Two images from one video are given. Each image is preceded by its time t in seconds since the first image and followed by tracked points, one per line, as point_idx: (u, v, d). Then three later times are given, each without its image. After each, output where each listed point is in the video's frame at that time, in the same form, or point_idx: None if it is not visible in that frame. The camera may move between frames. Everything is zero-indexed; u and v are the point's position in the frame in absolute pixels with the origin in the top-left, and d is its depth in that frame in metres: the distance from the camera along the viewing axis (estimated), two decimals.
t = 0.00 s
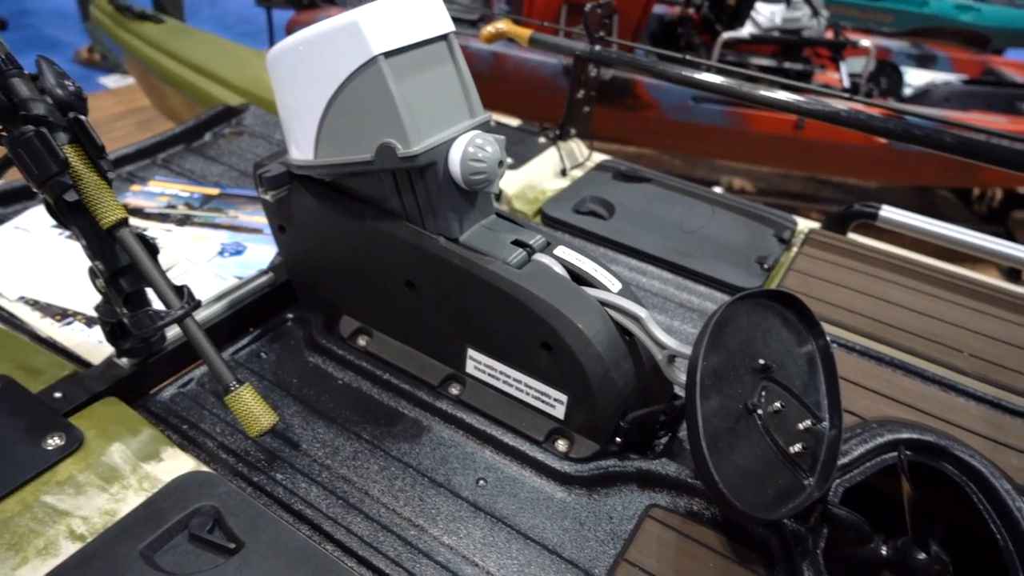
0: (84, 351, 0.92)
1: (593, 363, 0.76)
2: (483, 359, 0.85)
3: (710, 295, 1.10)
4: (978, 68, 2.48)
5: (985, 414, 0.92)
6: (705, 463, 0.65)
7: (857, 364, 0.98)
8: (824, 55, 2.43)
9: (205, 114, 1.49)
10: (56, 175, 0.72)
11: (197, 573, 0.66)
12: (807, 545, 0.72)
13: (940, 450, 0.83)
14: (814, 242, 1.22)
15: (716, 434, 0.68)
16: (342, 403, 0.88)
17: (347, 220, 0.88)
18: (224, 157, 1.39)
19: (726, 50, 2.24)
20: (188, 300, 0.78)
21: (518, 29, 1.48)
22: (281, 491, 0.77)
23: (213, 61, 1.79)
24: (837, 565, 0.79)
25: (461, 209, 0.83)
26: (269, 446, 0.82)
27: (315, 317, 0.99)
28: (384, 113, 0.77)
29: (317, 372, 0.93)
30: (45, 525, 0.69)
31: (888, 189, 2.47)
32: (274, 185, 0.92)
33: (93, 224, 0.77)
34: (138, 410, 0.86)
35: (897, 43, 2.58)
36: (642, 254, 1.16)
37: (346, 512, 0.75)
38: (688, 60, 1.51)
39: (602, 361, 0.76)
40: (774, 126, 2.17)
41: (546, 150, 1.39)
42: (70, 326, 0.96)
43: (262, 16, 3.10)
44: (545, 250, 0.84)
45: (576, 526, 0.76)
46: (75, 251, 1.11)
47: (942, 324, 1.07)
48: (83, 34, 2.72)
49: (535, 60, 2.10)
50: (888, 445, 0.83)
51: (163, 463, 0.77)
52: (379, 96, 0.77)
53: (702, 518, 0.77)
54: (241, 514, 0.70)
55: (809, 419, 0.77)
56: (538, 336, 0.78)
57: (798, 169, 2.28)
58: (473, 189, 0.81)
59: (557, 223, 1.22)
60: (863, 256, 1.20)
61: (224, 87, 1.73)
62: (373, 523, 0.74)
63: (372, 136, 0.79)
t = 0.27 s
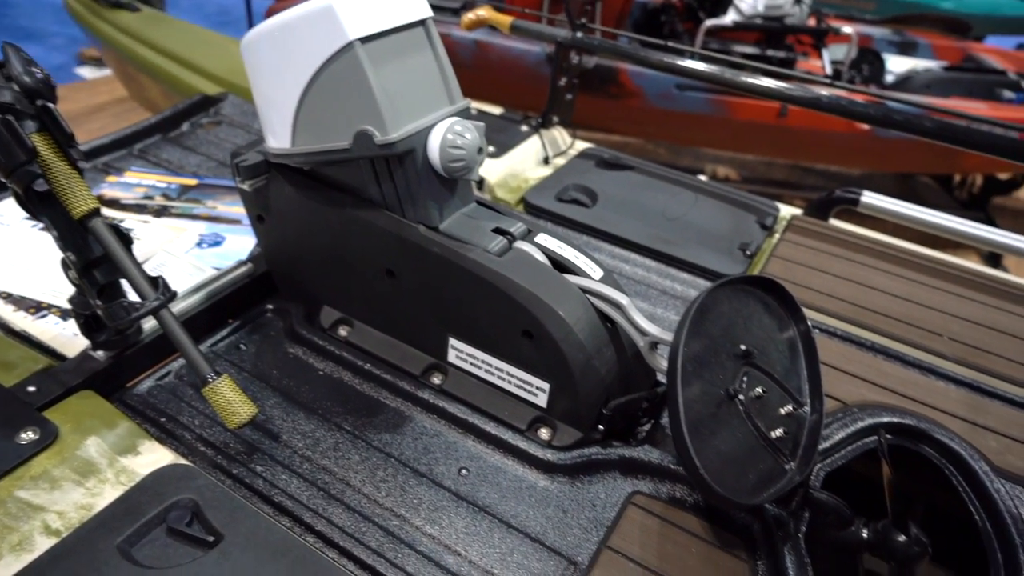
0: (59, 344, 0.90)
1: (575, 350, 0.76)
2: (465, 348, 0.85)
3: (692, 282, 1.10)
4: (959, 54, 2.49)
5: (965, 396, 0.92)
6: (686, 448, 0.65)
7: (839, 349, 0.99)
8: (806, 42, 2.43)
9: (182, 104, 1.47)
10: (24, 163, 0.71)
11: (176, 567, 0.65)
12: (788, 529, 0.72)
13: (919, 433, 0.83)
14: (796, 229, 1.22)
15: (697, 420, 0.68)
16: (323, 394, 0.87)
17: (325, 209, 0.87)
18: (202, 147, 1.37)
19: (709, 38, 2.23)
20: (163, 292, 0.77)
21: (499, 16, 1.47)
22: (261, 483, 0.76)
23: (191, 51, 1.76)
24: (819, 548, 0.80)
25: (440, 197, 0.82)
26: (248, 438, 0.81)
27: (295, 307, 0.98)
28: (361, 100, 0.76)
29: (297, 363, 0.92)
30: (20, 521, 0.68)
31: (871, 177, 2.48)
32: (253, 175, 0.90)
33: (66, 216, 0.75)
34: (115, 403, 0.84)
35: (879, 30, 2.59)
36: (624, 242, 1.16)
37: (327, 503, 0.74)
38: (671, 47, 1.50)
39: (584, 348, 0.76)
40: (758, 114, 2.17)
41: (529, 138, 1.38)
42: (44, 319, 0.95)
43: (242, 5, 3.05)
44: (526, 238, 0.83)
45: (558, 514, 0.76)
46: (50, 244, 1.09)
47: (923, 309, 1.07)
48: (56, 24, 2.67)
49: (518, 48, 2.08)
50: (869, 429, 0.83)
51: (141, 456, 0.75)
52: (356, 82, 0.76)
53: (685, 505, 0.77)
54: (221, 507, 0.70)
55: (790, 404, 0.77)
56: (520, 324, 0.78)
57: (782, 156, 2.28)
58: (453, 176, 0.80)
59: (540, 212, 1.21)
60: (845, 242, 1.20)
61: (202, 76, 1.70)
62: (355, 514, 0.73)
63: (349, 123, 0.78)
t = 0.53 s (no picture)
0: (29, 340, 0.89)
1: (551, 336, 0.76)
2: (442, 336, 0.84)
3: (670, 267, 1.10)
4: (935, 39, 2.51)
5: (940, 375, 0.93)
6: (662, 431, 0.65)
7: (816, 331, 0.99)
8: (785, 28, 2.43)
9: (154, 95, 1.44)
10: None
11: (148, 561, 0.64)
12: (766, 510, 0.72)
13: (895, 412, 0.84)
14: (773, 212, 1.23)
15: (673, 402, 0.68)
16: (299, 385, 0.86)
17: (297, 198, 0.85)
18: (175, 138, 1.35)
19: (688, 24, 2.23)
20: (131, 283, 0.76)
21: (474, 3, 1.45)
22: (236, 475, 0.75)
23: (163, 41, 1.73)
24: (797, 528, 0.80)
25: (414, 183, 0.81)
26: (223, 430, 0.80)
27: (270, 299, 0.97)
28: (330, 86, 0.75)
29: (272, 354, 0.91)
30: None
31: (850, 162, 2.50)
32: (223, 164, 0.88)
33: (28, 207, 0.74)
34: (86, 399, 0.83)
35: (857, 15, 2.59)
36: (602, 228, 1.15)
37: (303, 494, 0.74)
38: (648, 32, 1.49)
39: (560, 333, 0.76)
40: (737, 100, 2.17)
41: (506, 126, 1.37)
42: (13, 315, 0.93)
43: None
44: (501, 224, 0.83)
45: (537, 500, 0.75)
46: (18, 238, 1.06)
47: (900, 290, 1.08)
48: (27, 16, 2.61)
49: (496, 37, 2.06)
50: (844, 410, 0.84)
51: (113, 451, 0.74)
52: (324, 68, 0.75)
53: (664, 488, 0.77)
54: (194, 501, 0.69)
55: (766, 386, 0.77)
56: (496, 311, 0.77)
57: (762, 142, 2.29)
58: (425, 163, 0.79)
59: (518, 199, 1.20)
60: (821, 224, 1.21)
61: (175, 67, 1.67)
62: (332, 505, 0.73)
63: (319, 109, 0.77)
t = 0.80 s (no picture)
0: (3, 334, 0.87)
1: (531, 322, 0.75)
2: (423, 325, 0.83)
3: (653, 254, 1.10)
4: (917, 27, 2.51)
5: (921, 357, 0.93)
6: (642, 415, 0.65)
7: (798, 316, 0.99)
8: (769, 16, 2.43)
9: (131, 86, 1.42)
10: None
11: (125, 554, 0.63)
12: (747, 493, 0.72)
13: (876, 394, 0.85)
14: (756, 198, 1.23)
15: (653, 385, 0.68)
16: (279, 376, 0.86)
17: (274, 187, 0.84)
18: (152, 130, 1.33)
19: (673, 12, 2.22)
20: (105, 274, 0.75)
21: None
22: (215, 467, 0.74)
23: (141, 33, 1.70)
24: (779, 510, 0.80)
25: (392, 170, 0.80)
26: (202, 422, 0.79)
27: (250, 290, 0.96)
28: (305, 71, 0.74)
29: (252, 345, 0.90)
30: None
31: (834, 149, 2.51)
32: (199, 153, 0.87)
33: None
34: (62, 392, 0.82)
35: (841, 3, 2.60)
36: (585, 215, 1.15)
37: (283, 485, 0.73)
38: (631, 19, 1.48)
39: (541, 319, 0.75)
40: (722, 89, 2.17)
41: (488, 114, 1.36)
42: None
43: None
44: (481, 211, 0.82)
45: (520, 487, 0.75)
46: None
47: (881, 274, 1.08)
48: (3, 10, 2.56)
49: (479, 26, 2.05)
50: (825, 392, 0.84)
51: (89, 445, 0.74)
52: (299, 54, 0.74)
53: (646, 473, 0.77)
54: (172, 493, 0.68)
55: (748, 369, 0.77)
56: (476, 297, 0.77)
57: (746, 131, 2.29)
58: (403, 149, 0.79)
59: (500, 187, 1.20)
60: (804, 209, 1.21)
61: (154, 59, 1.65)
62: (313, 495, 0.72)
63: (293, 96, 0.76)
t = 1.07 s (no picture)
0: None
1: (511, 308, 0.75)
2: (402, 312, 0.83)
3: (636, 240, 1.09)
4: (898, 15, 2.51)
5: (900, 341, 0.94)
6: (621, 399, 0.65)
7: (780, 301, 1.00)
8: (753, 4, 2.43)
9: (107, 74, 1.39)
10: None
11: (101, 546, 0.63)
12: (727, 476, 0.72)
13: (856, 377, 0.85)
14: (738, 185, 1.23)
15: (633, 370, 0.68)
16: (258, 366, 0.85)
17: (251, 174, 0.83)
18: (129, 119, 1.31)
19: None
20: (78, 264, 0.75)
21: None
22: (192, 457, 0.74)
23: (117, 21, 1.67)
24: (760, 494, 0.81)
25: (370, 156, 0.80)
26: (179, 412, 0.78)
27: (228, 279, 0.95)
28: (279, 56, 0.73)
29: (230, 334, 0.89)
30: None
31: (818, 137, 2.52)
32: (175, 141, 0.86)
33: None
34: (35, 384, 0.80)
35: None
36: (567, 202, 1.14)
37: (262, 474, 0.72)
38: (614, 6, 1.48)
39: (521, 305, 0.75)
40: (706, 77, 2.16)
41: (470, 102, 1.35)
42: None
43: None
44: (460, 197, 0.82)
45: (501, 473, 0.75)
46: None
47: (861, 259, 1.08)
48: None
49: (462, 15, 2.03)
50: (806, 376, 0.85)
51: (65, 436, 0.72)
52: (273, 38, 0.73)
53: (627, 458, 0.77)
54: (148, 484, 0.67)
55: (728, 353, 0.77)
56: (456, 284, 0.76)
57: (731, 119, 2.29)
58: (381, 135, 0.78)
59: (481, 174, 1.19)
60: (785, 195, 1.22)
61: (131, 48, 1.63)
62: (292, 484, 0.72)
63: (268, 81, 0.75)
